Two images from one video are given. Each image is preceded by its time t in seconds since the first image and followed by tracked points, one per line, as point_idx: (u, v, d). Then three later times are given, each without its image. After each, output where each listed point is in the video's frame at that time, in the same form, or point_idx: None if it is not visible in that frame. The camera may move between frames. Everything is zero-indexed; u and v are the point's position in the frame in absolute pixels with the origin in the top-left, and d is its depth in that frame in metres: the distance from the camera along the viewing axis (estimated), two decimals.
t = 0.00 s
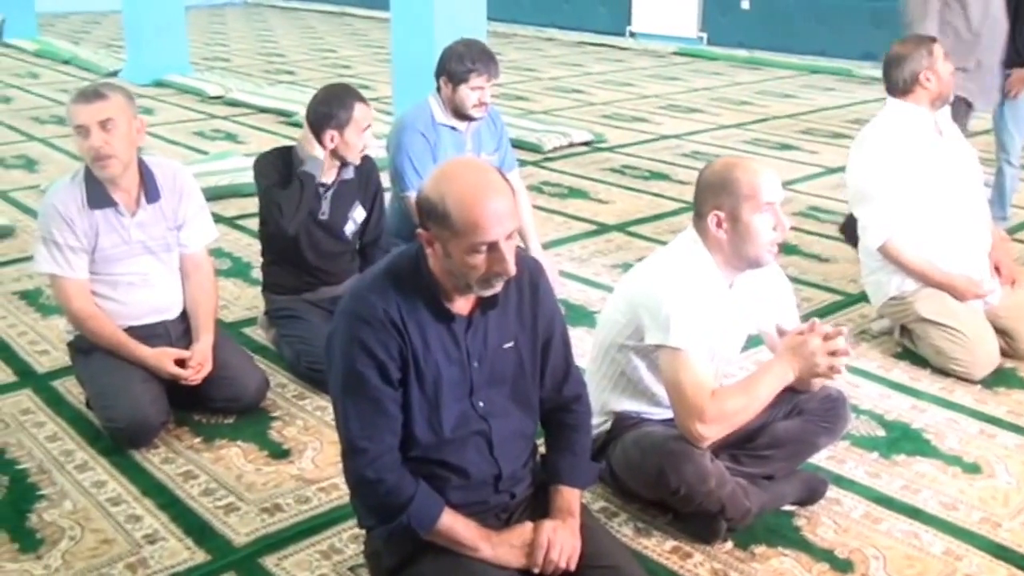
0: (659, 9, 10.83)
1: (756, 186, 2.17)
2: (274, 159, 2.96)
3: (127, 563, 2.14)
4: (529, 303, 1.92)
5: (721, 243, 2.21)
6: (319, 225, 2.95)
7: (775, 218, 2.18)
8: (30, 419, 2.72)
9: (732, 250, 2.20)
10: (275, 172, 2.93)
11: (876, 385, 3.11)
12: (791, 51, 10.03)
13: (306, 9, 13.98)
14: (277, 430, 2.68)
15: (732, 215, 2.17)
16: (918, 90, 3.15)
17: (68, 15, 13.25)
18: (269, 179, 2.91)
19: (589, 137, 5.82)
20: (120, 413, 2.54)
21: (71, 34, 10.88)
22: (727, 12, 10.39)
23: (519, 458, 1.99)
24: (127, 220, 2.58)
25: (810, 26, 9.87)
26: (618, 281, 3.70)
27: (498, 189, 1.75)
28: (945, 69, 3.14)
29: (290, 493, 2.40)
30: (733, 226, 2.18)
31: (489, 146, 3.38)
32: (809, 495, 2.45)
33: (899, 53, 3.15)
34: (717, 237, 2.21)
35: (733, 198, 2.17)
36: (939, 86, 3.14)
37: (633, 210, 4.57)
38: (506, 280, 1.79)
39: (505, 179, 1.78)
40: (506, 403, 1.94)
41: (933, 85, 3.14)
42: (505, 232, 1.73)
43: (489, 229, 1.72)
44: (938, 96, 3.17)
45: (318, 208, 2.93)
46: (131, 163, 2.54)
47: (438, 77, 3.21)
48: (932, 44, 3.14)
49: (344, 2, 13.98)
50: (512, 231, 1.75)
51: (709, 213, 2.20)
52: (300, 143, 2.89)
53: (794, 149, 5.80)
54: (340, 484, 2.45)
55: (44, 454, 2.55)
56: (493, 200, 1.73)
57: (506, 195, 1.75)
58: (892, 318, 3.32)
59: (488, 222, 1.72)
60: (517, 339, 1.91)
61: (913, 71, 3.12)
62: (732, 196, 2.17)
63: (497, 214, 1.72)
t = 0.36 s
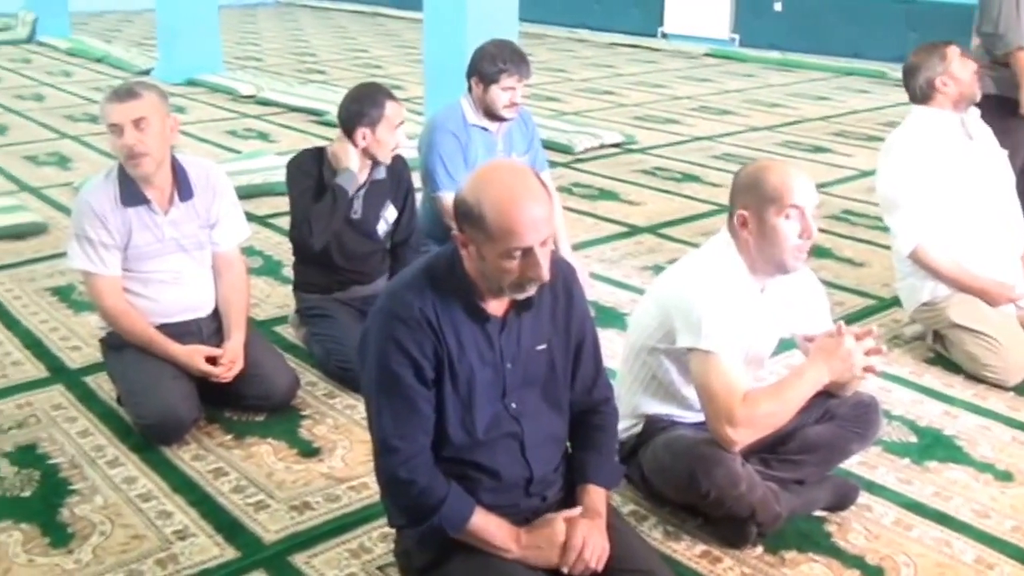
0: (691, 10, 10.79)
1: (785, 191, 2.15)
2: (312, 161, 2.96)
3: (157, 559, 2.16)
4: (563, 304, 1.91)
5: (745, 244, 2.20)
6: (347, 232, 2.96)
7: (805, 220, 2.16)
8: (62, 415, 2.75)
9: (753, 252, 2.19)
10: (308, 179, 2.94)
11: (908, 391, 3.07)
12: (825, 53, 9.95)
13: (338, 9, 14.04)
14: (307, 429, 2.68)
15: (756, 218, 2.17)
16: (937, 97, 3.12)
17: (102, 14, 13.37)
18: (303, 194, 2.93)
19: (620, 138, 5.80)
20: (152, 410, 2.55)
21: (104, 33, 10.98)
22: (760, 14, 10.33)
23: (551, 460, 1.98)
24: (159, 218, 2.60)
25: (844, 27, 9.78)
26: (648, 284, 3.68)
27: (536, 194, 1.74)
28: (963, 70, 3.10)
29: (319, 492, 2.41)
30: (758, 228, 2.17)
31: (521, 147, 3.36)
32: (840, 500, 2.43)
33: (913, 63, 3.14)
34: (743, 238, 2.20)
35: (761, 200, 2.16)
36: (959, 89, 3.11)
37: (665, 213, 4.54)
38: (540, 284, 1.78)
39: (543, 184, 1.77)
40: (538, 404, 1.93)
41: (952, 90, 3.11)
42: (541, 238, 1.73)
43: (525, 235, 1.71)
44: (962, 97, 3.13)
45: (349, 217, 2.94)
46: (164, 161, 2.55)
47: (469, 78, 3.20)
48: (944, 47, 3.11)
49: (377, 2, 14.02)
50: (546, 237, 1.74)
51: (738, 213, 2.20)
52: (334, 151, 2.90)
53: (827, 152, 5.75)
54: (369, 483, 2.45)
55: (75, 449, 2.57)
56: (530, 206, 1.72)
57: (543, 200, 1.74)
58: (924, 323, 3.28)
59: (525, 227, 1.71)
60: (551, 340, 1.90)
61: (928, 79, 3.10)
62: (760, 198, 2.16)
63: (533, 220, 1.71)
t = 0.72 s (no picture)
0: (737, 12, 10.73)
1: (829, 199, 2.12)
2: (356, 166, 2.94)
3: (200, 553, 2.17)
4: (608, 310, 1.90)
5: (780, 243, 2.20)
6: (385, 242, 2.95)
7: (841, 233, 2.11)
8: (107, 408, 2.78)
9: (784, 253, 2.19)
10: (350, 184, 2.93)
11: (955, 399, 3.03)
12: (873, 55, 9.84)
13: (384, 9, 14.13)
14: (349, 427, 2.69)
15: (795, 219, 2.16)
16: (983, 102, 3.06)
17: (151, 12, 13.56)
18: (343, 204, 2.92)
19: (664, 140, 5.77)
20: (196, 406, 2.58)
21: (153, 31, 11.14)
22: (807, 16, 10.25)
23: (594, 463, 1.97)
24: (206, 215, 2.62)
25: (891, 29, 9.66)
26: (692, 286, 3.66)
27: (582, 207, 1.72)
28: (1011, 76, 3.02)
29: (360, 490, 2.42)
30: (794, 228, 2.16)
31: (564, 148, 3.36)
32: (885, 509, 2.40)
33: (959, 67, 3.08)
34: (780, 237, 2.21)
35: (806, 203, 2.15)
36: (1005, 95, 3.04)
37: (709, 215, 4.52)
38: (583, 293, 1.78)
39: (591, 196, 1.75)
40: (583, 406, 1.93)
41: (998, 96, 3.05)
42: (585, 251, 1.71)
43: (568, 247, 1.70)
44: (1007, 103, 3.06)
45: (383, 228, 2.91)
46: (210, 160, 2.57)
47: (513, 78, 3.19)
48: (993, 52, 3.03)
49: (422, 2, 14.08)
50: (591, 250, 1.73)
51: (783, 211, 2.21)
52: (374, 157, 2.90)
53: (874, 155, 5.68)
54: (409, 482, 2.45)
55: (119, 443, 2.60)
56: (576, 219, 1.70)
57: (590, 212, 1.72)
58: (970, 331, 3.23)
59: (569, 239, 1.70)
60: (596, 343, 1.90)
61: (974, 84, 3.04)
62: (805, 202, 2.15)
63: (579, 234, 1.70)
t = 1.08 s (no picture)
0: (796, 14, 10.62)
1: (896, 211, 2.08)
2: (411, 174, 2.94)
3: (254, 547, 2.19)
4: (666, 314, 1.89)
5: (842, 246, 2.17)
6: (441, 246, 2.97)
7: (901, 246, 2.07)
8: (164, 402, 2.82)
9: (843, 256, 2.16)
10: (403, 192, 2.93)
11: (1018, 410, 2.96)
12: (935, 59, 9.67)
13: (442, 8, 14.21)
14: (403, 425, 2.70)
15: (860, 225, 2.12)
16: None
17: (212, 10, 13.77)
18: (397, 215, 2.92)
19: (722, 142, 5.73)
20: (252, 401, 2.60)
21: (213, 29, 11.30)
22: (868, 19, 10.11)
23: (650, 467, 1.96)
24: (265, 213, 2.65)
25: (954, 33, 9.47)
26: (749, 290, 3.62)
27: (639, 213, 1.71)
28: None
29: (414, 488, 2.42)
30: (857, 233, 2.13)
31: (624, 150, 3.33)
32: (943, 520, 2.35)
33: None
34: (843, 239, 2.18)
35: (872, 210, 2.11)
36: None
37: (767, 218, 4.47)
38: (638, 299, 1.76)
39: (649, 202, 1.74)
40: (639, 410, 1.91)
41: None
42: (640, 257, 1.70)
43: (623, 253, 1.69)
44: None
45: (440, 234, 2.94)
46: (271, 158, 2.60)
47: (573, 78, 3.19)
48: None
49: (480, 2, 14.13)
50: (647, 256, 1.71)
51: (850, 215, 2.17)
52: (434, 170, 2.89)
53: (936, 160, 5.59)
54: (463, 482, 2.45)
55: (176, 436, 2.64)
56: (633, 225, 1.69)
57: (647, 218, 1.71)
58: None
59: (625, 245, 1.68)
60: (654, 347, 1.88)
61: None
62: (873, 209, 2.11)
63: (635, 240, 1.69)
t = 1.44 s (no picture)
0: (871, 16, 10.42)
1: (978, 220, 2.01)
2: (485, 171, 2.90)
3: (322, 542, 2.22)
4: (738, 320, 1.86)
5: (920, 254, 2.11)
6: (509, 246, 2.97)
7: (980, 257, 2.01)
8: (234, 395, 2.87)
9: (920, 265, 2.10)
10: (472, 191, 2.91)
11: None
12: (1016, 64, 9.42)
13: (512, 8, 14.23)
14: (470, 424, 2.71)
15: (939, 233, 2.06)
16: None
17: (285, 8, 13.96)
18: (465, 216, 2.91)
19: (794, 145, 5.64)
20: (321, 396, 2.63)
21: (286, 27, 11.47)
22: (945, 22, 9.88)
23: (720, 473, 1.94)
24: (338, 210, 2.67)
25: None
26: (821, 296, 3.57)
27: (712, 216, 1.69)
28: None
29: (481, 488, 2.43)
30: (936, 241, 2.07)
31: (696, 152, 3.29)
32: (1018, 536, 2.29)
33: None
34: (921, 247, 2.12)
35: (952, 218, 2.05)
36: None
37: (840, 223, 4.40)
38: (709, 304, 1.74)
39: (722, 205, 1.72)
40: (709, 416, 1.89)
41: None
42: (712, 261, 1.68)
43: (694, 257, 1.67)
44: None
45: (507, 238, 2.93)
46: (344, 156, 2.62)
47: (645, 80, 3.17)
48: None
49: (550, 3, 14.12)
50: (718, 261, 1.69)
51: (929, 223, 2.11)
52: (516, 187, 2.88)
53: (1016, 167, 5.44)
54: (530, 483, 2.45)
55: (245, 429, 2.68)
56: (705, 229, 1.67)
57: (720, 222, 1.69)
58: None
59: (696, 249, 1.67)
60: (725, 353, 1.86)
61: None
62: (953, 217, 2.05)
63: (706, 244, 1.67)
